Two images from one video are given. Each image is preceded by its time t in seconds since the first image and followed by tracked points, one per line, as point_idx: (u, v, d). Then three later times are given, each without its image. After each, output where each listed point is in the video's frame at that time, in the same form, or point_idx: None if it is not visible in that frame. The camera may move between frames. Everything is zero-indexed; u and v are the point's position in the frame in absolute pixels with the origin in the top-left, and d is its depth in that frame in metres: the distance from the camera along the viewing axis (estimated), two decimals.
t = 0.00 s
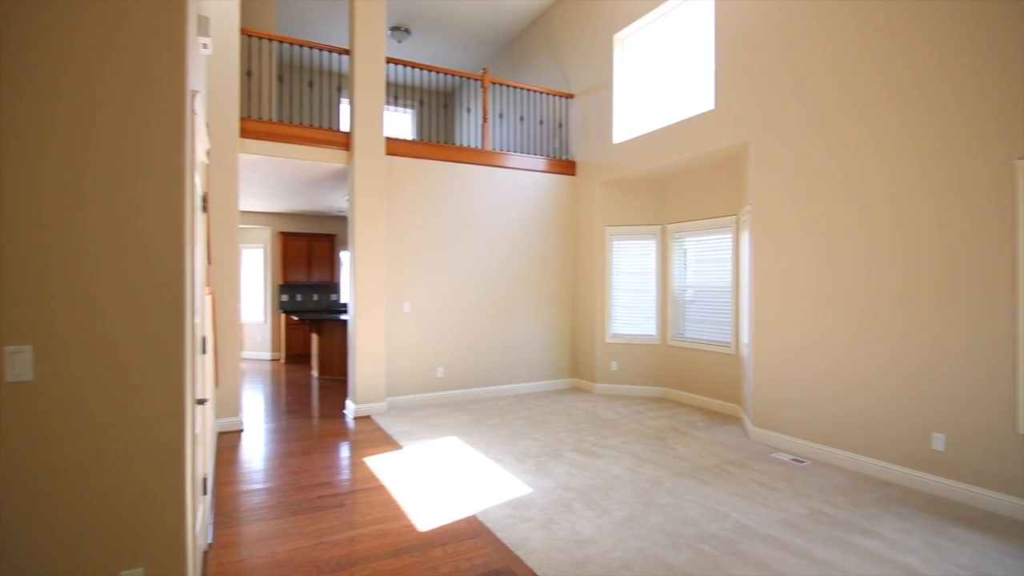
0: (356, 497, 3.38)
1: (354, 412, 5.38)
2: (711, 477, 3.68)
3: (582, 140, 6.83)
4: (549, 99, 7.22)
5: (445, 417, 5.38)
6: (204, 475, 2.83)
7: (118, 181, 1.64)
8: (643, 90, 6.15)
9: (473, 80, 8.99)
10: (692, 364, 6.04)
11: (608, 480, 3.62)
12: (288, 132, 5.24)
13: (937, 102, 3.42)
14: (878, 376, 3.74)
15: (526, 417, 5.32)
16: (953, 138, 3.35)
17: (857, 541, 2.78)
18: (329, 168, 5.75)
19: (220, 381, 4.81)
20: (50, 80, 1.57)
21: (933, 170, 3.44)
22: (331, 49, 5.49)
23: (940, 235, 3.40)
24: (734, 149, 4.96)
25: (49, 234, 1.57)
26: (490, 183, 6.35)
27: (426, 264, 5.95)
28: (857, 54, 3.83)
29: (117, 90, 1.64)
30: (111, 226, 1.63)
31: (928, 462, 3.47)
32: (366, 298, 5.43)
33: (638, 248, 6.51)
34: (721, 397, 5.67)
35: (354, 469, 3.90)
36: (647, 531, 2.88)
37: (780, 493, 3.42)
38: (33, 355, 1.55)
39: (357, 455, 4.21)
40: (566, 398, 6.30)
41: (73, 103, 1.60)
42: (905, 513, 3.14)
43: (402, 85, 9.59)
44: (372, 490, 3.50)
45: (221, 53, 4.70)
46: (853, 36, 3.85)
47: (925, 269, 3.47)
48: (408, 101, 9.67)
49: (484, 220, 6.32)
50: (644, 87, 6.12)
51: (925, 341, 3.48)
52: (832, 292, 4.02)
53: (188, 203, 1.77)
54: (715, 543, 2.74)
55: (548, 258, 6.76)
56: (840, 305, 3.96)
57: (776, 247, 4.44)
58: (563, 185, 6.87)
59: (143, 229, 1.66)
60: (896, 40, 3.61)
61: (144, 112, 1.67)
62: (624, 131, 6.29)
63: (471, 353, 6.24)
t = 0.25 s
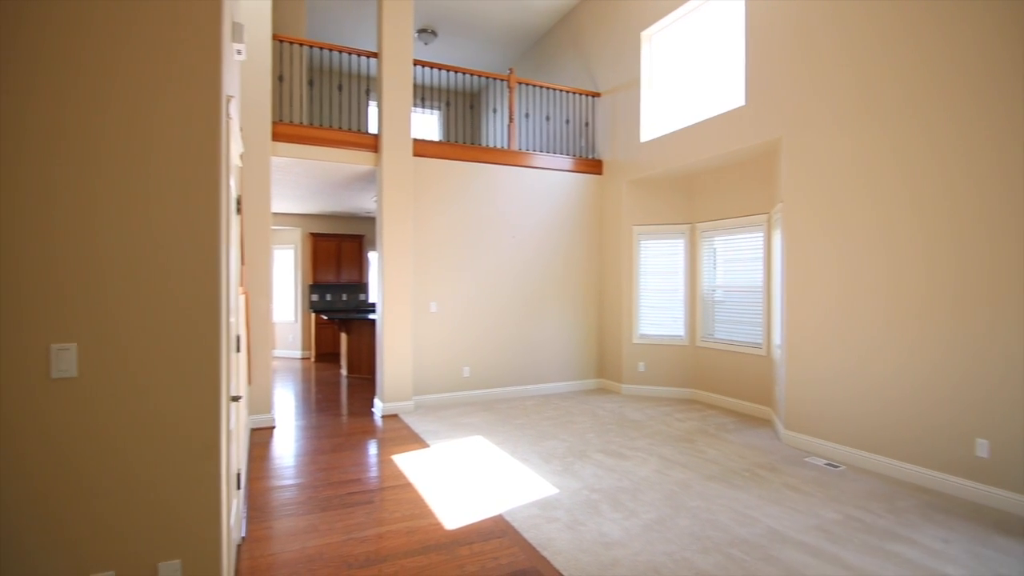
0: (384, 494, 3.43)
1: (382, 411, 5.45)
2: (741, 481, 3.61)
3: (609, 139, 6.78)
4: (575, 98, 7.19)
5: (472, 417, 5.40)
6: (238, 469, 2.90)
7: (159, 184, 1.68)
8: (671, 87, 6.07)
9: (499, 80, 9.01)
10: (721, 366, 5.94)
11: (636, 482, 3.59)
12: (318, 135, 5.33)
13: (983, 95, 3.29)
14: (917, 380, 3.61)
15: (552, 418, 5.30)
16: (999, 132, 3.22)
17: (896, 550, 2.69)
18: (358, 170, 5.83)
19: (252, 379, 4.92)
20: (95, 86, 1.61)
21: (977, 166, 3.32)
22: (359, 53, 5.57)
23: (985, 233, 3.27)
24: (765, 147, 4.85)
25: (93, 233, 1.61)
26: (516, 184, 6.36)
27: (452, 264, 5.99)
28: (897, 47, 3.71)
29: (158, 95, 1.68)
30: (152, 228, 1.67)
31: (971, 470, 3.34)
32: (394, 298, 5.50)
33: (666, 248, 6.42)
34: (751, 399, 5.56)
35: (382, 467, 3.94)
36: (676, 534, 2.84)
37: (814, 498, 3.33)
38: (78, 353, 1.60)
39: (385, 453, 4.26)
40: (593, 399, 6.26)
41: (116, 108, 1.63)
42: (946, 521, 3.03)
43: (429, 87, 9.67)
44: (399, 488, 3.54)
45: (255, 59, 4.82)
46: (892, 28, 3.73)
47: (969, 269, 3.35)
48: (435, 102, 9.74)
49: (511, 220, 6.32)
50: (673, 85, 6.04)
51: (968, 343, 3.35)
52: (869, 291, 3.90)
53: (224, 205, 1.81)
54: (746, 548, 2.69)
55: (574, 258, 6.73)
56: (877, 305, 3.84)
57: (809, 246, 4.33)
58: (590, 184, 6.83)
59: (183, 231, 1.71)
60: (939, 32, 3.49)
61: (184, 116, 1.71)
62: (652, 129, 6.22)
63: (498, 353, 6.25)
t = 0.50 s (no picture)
0: (408, 492, 3.46)
1: (407, 409, 5.50)
2: (770, 485, 3.54)
3: (633, 137, 6.72)
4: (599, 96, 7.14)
5: (495, 416, 5.42)
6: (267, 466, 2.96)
7: (191, 185, 1.72)
8: (697, 84, 5.98)
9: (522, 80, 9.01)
10: (749, 367, 5.83)
11: (661, 484, 3.55)
12: (344, 137, 5.41)
13: None
14: (956, 383, 3.49)
15: (576, 418, 5.28)
16: None
17: (932, 558, 2.61)
18: (383, 171, 5.89)
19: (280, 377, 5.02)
20: (130, 90, 1.66)
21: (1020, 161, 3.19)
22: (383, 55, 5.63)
23: None
24: (794, 144, 4.75)
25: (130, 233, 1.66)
26: (540, 183, 6.35)
27: (476, 264, 6.01)
28: (933, 38, 3.59)
29: (191, 99, 1.71)
30: (186, 229, 1.72)
31: (1012, 477, 3.22)
32: (418, 298, 5.54)
33: (692, 247, 6.34)
34: (780, 401, 5.45)
35: (406, 465, 3.98)
36: (702, 538, 2.80)
37: (845, 503, 3.25)
38: (115, 350, 1.65)
39: (410, 451, 4.30)
40: (617, 399, 6.22)
41: (150, 112, 1.67)
42: (986, 530, 2.92)
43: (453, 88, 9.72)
44: (423, 486, 3.56)
45: (283, 63, 4.91)
46: (928, 20, 3.61)
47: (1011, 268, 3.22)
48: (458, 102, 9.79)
49: (534, 220, 6.32)
50: (699, 82, 5.96)
51: (1010, 345, 3.23)
52: (904, 291, 3.78)
53: (253, 206, 1.85)
54: (774, 553, 2.64)
55: (598, 258, 6.69)
56: (913, 306, 3.72)
57: (840, 244, 4.21)
58: (614, 183, 6.78)
59: (214, 233, 1.74)
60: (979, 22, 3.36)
61: (214, 119, 1.74)
62: (677, 127, 6.14)
63: (521, 353, 6.25)
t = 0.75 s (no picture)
0: (428, 491, 3.48)
1: (427, 409, 5.54)
2: (795, 488, 3.48)
3: (654, 136, 6.66)
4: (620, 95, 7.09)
5: (515, 416, 5.42)
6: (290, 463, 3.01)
7: (217, 187, 1.75)
8: (720, 81, 5.90)
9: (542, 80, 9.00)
10: (773, 368, 5.73)
11: (682, 486, 3.51)
12: (365, 139, 5.46)
13: None
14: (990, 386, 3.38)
15: (596, 419, 5.25)
16: None
17: (965, 566, 2.53)
18: (403, 172, 5.94)
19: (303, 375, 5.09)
20: (158, 96, 1.70)
21: None
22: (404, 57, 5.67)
23: None
24: (820, 141, 4.65)
25: (160, 236, 1.70)
26: (560, 183, 6.33)
27: (495, 264, 6.02)
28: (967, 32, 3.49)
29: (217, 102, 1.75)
30: (213, 230, 1.75)
31: None
32: (439, 298, 5.57)
33: (714, 247, 6.26)
34: (804, 404, 5.35)
35: (426, 464, 4.01)
36: (725, 541, 2.77)
37: (873, 509, 3.17)
38: (144, 350, 1.69)
39: (430, 450, 4.32)
40: (637, 400, 6.17)
41: (177, 117, 1.71)
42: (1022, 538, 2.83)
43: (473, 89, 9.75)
44: (443, 485, 3.58)
45: (305, 66, 4.98)
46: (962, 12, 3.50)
47: None
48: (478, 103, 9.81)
49: (554, 220, 6.31)
50: (722, 79, 5.88)
51: None
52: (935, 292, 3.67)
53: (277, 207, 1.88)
54: (800, 558, 2.59)
55: (619, 258, 6.64)
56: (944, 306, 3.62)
57: (867, 244, 4.12)
58: (634, 183, 6.73)
59: (239, 233, 1.78)
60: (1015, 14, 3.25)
61: (240, 122, 1.77)
62: (699, 126, 6.07)
63: (541, 353, 6.25)
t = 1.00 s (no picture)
0: (440, 490, 3.49)
1: (440, 408, 5.55)
2: (811, 491, 3.43)
3: (668, 135, 6.61)
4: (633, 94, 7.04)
5: (528, 416, 5.42)
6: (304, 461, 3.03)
7: (233, 187, 1.78)
8: (736, 79, 5.83)
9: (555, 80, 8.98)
10: (789, 369, 5.66)
11: (696, 488, 3.48)
12: (379, 140, 5.50)
13: None
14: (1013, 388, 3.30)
15: (609, 420, 5.23)
16: None
17: (986, 572, 2.48)
18: (417, 173, 5.96)
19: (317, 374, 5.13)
20: (176, 98, 1.72)
21: None
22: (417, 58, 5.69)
23: None
24: (837, 139, 4.58)
25: (178, 236, 1.73)
26: (573, 182, 6.31)
27: (508, 264, 6.02)
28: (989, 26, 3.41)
29: (232, 104, 1.77)
30: (229, 229, 1.77)
31: None
32: (451, 298, 5.59)
33: (729, 246, 6.20)
34: (821, 405, 5.27)
35: (439, 463, 4.02)
36: (740, 543, 2.74)
37: (892, 512, 3.12)
38: (163, 348, 1.72)
39: (443, 450, 4.34)
40: (651, 401, 6.13)
41: (194, 119, 1.74)
42: None
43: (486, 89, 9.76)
44: (456, 485, 3.59)
45: (319, 68, 5.02)
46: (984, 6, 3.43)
47: None
48: (491, 103, 9.82)
49: (567, 219, 6.29)
50: (738, 77, 5.81)
51: None
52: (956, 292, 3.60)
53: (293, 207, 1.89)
54: (816, 562, 2.56)
55: (632, 257, 6.61)
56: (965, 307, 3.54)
57: (885, 243, 4.04)
58: (648, 182, 6.69)
59: (255, 233, 1.80)
60: None
61: (256, 124, 1.79)
62: (714, 124, 6.01)
63: (554, 353, 6.24)
